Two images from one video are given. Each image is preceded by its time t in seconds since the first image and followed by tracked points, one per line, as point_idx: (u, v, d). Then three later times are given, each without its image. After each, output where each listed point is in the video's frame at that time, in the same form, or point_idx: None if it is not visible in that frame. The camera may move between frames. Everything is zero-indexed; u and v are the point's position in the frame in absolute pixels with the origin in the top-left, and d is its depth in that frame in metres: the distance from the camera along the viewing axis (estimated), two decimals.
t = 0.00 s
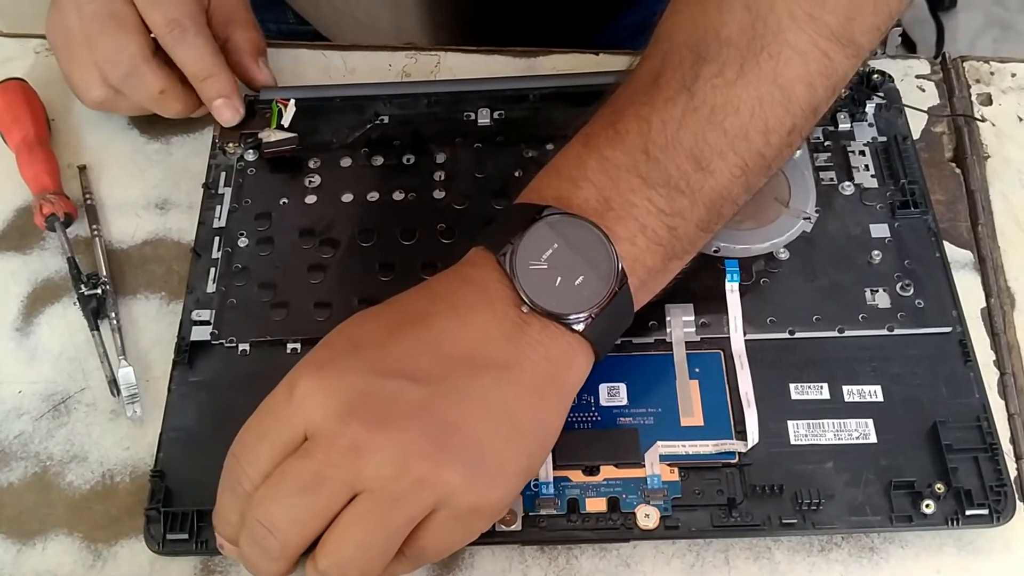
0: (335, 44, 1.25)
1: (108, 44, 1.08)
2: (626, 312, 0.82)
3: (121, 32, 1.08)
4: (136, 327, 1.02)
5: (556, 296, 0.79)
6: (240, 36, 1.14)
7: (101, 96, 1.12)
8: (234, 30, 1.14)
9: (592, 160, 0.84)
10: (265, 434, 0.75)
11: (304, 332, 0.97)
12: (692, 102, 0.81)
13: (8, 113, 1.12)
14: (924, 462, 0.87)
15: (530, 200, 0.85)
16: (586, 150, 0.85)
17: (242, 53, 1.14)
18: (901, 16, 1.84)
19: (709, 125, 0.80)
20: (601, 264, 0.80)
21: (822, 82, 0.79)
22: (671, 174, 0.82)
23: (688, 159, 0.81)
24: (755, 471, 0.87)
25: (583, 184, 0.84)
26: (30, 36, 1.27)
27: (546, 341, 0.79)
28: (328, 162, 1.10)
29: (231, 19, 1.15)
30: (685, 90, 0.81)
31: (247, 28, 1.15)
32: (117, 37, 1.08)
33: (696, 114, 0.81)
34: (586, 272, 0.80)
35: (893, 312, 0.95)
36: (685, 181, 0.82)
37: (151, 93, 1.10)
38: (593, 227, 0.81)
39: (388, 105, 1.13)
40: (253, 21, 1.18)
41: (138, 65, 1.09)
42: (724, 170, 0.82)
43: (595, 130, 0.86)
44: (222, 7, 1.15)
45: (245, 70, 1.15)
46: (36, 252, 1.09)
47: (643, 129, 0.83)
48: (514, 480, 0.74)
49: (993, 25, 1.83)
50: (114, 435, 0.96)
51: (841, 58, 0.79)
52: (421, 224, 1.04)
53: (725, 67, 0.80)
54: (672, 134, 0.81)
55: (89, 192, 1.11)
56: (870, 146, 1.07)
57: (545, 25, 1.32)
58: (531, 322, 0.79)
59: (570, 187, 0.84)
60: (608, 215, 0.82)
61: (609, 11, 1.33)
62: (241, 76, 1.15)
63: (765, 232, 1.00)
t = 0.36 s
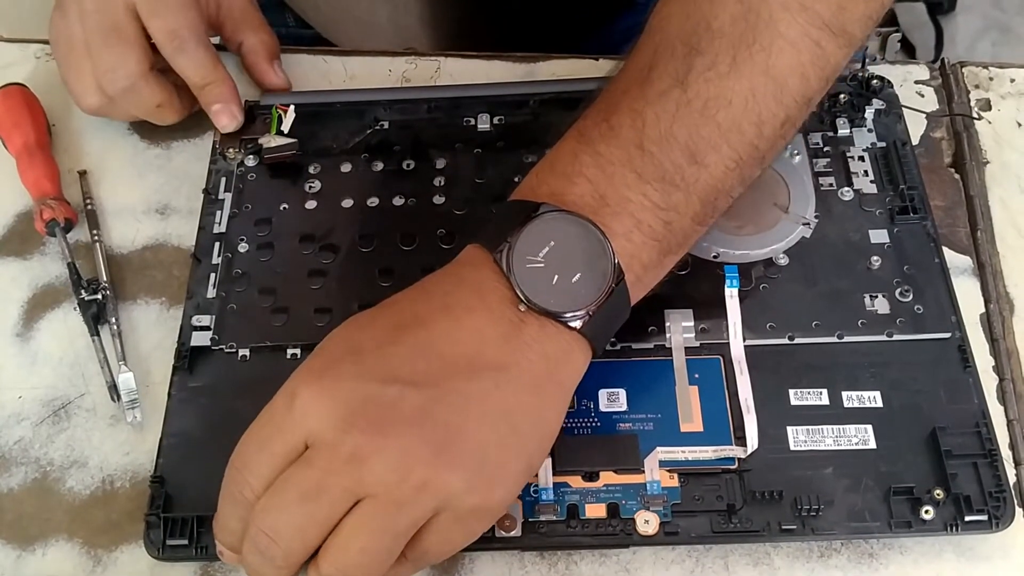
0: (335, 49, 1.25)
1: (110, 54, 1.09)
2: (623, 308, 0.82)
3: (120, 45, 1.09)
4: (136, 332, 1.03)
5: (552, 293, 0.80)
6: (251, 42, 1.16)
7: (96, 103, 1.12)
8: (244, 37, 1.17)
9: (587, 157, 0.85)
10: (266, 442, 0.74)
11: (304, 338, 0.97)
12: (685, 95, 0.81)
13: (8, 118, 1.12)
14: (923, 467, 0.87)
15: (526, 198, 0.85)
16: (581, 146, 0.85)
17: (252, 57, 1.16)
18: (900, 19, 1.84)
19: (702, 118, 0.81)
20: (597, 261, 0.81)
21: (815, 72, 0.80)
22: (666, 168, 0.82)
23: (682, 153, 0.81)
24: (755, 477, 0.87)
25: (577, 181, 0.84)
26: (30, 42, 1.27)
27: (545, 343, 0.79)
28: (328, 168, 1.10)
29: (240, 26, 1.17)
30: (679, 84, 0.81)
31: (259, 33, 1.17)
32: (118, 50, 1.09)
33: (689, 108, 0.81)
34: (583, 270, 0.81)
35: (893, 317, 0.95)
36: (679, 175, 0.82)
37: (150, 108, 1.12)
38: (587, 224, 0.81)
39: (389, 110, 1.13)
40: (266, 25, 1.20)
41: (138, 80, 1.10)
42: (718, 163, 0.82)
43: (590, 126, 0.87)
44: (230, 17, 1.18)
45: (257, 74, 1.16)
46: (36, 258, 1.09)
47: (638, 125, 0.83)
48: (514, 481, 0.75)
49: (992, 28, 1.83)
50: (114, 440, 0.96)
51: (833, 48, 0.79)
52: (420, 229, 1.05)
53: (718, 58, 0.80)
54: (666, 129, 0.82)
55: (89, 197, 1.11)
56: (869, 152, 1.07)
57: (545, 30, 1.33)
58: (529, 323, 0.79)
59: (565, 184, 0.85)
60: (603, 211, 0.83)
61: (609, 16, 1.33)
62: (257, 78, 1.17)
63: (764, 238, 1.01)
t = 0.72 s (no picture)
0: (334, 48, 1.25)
1: (103, 54, 1.08)
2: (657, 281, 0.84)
3: (113, 45, 1.08)
4: (136, 331, 1.02)
5: (589, 275, 0.81)
6: (246, 40, 1.16)
7: (94, 101, 1.12)
8: (240, 37, 1.16)
9: (618, 127, 0.85)
10: (305, 430, 0.74)
11: (304, 336, 0.97)
12: (709, 61, 0.81)
13: (7, 116, 1.12)
14: (926, 467, 0.87)
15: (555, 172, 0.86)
16: (608, 117, 0.86)
17: (248, 56, 1.16)
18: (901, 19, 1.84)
19: (727, 84, 0.81)
20: (634, 240, 0.82)
21: (832, 32, 0.81)
22: (695, 138, 0.83)
23: (710, 121, 0.82)
24: (756, 476, 0.87)
25: (611, 154, 0.84)
26: (30, 40, 1.27)
27: (578, 325, 0.80)
28: (328, 166, 1.10)
29: (235, 24, 1.17)
30: (702, 50, 0.81)
31: (254, 32, 1.17)
32: (111, 50, 1.08)
33: (714, 75, 0.81)
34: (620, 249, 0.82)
35: (895, 316, 0.95)
36: (708, 144, 0.83)
37: (148, 106, 1.12)
38: (623, 204, 0.82)
39: (389, 108, 1.13)
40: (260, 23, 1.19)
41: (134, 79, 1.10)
42: (744, 130, 0.83)
43: (613, 96, 0.87)
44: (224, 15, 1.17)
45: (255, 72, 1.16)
46: (35, 256, 1.08)
47: (663, 94, 0.83)
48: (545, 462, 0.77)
49: (993, 27, 1.83)
50: (113, 439, 0.96)
51: (848, 5, 0.79)
52: (421, 228, 1.04)
53: (738, 23, 0.80)
54: (693, 98, 0.82)
55: (89, 196, 1.11)
56: (871, 150, 1.07)
57: (546, 28, 1.32)
58: (562, 304, 0.81)
59: (597, 155, 0.85)
60: (637, 184, 0.84)
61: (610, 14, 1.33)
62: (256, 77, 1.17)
63: (766, 237, 1.00)
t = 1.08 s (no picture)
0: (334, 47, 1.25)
1: (107, 55, 1.08)
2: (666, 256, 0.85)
3: (116, 46, 1.07)
4: (136, 330, 1.02)
5: (625, 212, 0.66)
6: (248, 45, 1.16)
7: (94, 102, 1.12)
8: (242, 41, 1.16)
9: (647, 58, 0.71)
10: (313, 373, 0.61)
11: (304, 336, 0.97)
12: (742, 15, 0.72)
13: (7, 116, 1.12)
14: (926, 466, 0.87)
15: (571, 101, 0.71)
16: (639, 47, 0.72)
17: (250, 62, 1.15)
18: (902, 17, 1.84)
19: (759, 39, 0.72)
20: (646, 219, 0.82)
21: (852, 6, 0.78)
22: (727, 86, 0.72)
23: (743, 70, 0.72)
24: (756, 475, 0.87)
25: (646, 87, 0.69)
26: (30, 40, 1.27)
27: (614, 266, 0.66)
28: (327, 165, 1.10)
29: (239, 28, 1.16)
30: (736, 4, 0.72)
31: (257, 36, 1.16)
32: (115, 51, 1.08)
33: (747, 27, 0.72)
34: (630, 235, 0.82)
35: (895, 315, 0.95)
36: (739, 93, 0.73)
37: (149, 109, 1.12)
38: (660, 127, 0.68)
39: (388, 108, 1.13)
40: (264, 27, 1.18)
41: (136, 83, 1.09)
42: (775, 83, 0.74)
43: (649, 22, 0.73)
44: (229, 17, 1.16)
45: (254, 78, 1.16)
46: (35, 256, 1.08)
47: (696, 33, 0.71)
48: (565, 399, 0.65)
49: (994, 26, 1.82)
50: (113, 438, 0.96)
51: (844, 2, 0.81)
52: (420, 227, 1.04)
53: None
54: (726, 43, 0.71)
55: (88, 195, 1.11)
56: (871, 149, 1.07)
57: (546, 28, 1.32)
58: (596, 229, 0.66)
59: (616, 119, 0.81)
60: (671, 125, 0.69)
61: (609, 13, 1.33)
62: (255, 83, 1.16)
63: (766, 236, 1.00)
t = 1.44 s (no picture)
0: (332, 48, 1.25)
1: (103, 53, 1.06)
2: None
3: (112, 44, 1.05)
4: (135, 331, 1.02)
5: None
6: (248, 40, 1.15)
7: (95, 100, 1.11)
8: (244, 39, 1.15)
9: None
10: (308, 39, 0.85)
11: (303, 336, 0.97)
12: None
13: (6, 117, 1.12)
14: (924, 464, 0.87)
15: None
16: None
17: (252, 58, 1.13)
18: (901, 16, 1.84)
19: None
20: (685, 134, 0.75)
21: None
22: None
23: None
24: (754, 474, 0.87)
25: None
26: (29, 42, 1.27)
27: (561, 25, 0.88)
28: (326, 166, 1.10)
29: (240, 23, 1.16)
30: None
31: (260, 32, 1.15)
32: (111, 49, 1.06)
33: None
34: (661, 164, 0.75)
35: (892, 314, 0.95)
36: None
37: (150, 105, 1.11)
38: None
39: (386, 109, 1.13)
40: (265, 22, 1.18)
41: (134, 80, 1.07)
42: None
43: None
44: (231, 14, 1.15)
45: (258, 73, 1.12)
46: (34, 257, 1.09)
47: None
48: (507, 134, 0.90)
49: (993, 24, 1.83)
50: (112, 439, 0.96)
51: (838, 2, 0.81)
52: (418, 227, 1.05)
53: None
54: None
55: (87, 196, 1.11)
56: (868, 148, 1.07)
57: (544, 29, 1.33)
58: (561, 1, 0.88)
59: None
60: None
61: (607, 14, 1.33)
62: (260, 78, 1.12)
63: (762, 235, 1.01)
